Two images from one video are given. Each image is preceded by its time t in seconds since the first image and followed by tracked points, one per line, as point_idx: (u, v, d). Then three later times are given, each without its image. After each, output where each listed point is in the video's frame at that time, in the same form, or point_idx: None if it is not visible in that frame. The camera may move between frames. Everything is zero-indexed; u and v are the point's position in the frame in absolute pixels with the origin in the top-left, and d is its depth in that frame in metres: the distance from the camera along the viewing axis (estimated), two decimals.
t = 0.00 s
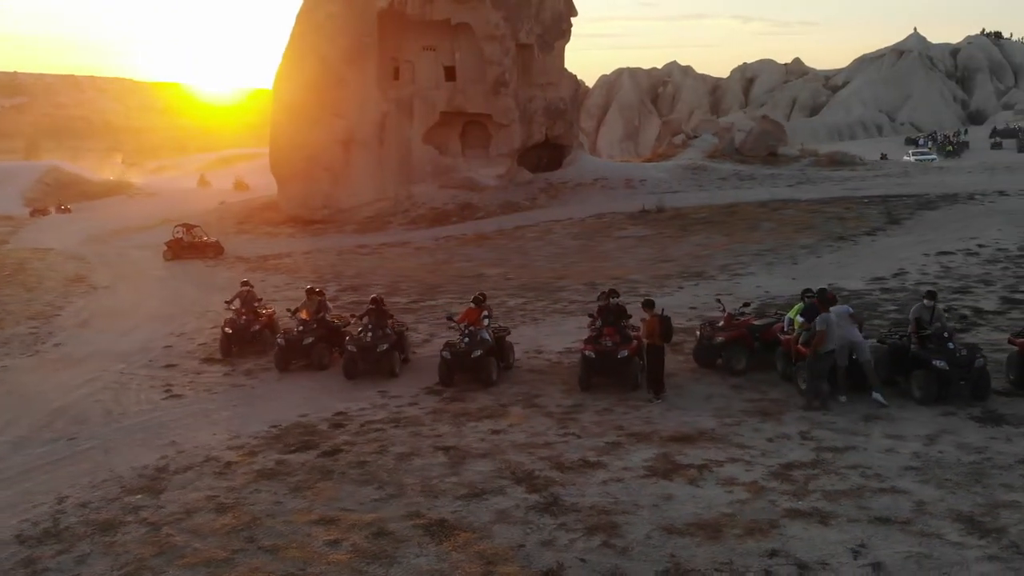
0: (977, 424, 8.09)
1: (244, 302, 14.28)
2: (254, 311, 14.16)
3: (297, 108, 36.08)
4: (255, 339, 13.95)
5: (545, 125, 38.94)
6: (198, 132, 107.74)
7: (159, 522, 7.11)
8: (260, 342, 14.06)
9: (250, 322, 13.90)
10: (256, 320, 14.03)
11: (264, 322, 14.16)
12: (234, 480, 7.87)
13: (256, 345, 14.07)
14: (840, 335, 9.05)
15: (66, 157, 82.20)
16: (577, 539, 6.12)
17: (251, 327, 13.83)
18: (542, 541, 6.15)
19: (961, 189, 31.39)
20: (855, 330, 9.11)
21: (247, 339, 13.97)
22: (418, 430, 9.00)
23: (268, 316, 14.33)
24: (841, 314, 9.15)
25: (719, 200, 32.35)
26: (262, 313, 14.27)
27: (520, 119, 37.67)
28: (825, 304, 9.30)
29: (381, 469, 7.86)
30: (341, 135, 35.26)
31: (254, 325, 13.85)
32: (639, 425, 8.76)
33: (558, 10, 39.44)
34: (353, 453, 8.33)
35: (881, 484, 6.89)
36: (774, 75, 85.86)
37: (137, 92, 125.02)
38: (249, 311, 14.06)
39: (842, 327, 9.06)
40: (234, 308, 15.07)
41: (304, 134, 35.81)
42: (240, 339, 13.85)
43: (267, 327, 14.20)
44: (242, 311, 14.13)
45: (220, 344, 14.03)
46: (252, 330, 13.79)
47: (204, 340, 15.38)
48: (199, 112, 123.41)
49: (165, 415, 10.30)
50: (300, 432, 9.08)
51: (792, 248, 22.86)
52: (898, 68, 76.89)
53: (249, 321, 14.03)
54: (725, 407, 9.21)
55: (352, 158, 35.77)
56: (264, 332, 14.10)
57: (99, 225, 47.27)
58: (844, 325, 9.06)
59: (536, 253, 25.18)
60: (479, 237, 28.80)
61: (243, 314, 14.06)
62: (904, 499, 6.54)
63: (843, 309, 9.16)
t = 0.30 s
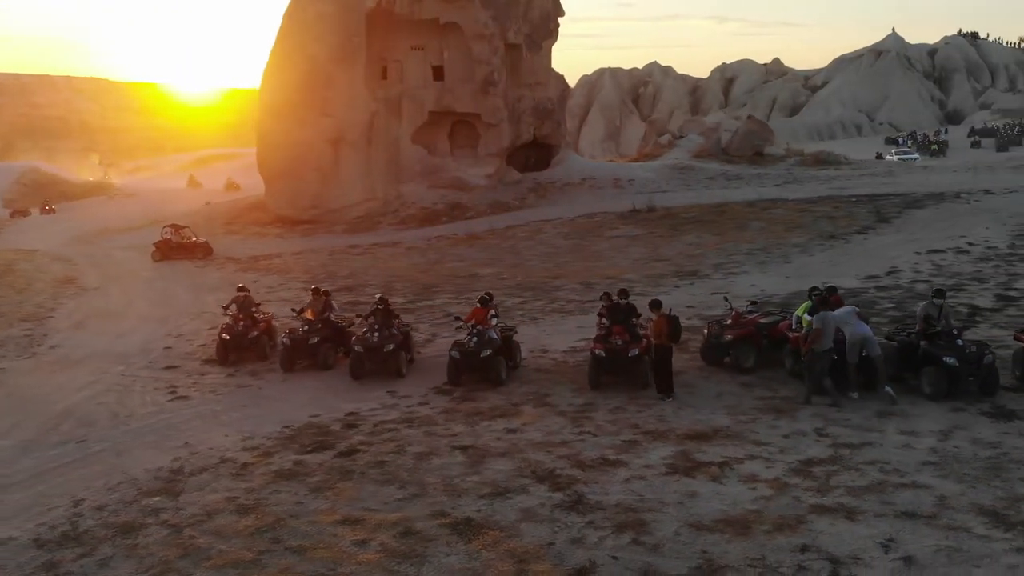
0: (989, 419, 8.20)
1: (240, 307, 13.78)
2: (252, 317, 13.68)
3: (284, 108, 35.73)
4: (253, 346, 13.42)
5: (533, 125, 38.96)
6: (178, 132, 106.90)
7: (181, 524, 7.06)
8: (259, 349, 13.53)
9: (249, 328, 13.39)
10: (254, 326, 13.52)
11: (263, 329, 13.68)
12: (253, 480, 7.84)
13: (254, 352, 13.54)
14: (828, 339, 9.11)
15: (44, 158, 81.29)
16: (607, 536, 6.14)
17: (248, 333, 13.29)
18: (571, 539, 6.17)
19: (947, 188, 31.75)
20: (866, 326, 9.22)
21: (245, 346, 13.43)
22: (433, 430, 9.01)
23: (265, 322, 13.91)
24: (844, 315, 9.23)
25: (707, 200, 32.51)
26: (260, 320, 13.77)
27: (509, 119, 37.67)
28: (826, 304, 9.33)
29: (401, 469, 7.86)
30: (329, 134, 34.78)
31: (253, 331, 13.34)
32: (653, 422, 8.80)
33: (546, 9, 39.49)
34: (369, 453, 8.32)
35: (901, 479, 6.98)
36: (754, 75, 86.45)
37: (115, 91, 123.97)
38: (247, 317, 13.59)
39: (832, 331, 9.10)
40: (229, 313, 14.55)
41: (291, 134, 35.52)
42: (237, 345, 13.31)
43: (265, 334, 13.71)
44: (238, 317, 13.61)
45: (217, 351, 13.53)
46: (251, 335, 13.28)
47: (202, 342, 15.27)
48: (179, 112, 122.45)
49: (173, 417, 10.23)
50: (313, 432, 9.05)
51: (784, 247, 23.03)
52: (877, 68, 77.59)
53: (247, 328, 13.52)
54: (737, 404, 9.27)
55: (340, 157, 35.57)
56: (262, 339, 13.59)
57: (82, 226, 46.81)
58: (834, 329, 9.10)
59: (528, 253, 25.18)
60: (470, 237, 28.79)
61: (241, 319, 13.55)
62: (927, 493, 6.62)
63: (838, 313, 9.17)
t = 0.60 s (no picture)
0: (1008, 416, 8.27)
1: (243, 312, 13.18)
2: (256, 323, 13.13)
3: (278, 108, 35.78)
4: (258, 353, 12.91)
5: (527, 125, 38.95)
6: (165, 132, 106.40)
7: (211, 525, 7.04)
8: (265, 355, 13.00)
9: (252, 333, 12.84)
10: (258, 332, 12.94)
11: (268, 334, 13.12)
12: (278, 481, 7.84)
13: (261, 359, 13.03)
14: (827, 338, 9.29)
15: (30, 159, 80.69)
16: (643, 535, 6.17)
17: (252, 339, 12.79)
18: (607, 538, 6.19)
19: (941, 187, 31.97)
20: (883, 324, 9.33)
21: (250, 353, 12.92)
22: (453, 430, 9.01)
23: (270, 327, 13.33)
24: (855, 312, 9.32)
25: (703, 199, 32.63)
26: (263, 325, 13.16)
27: (504, 119, 37.62)
28: (831, 302, 9.47)
29: (427, 469, 7.87)
30: (323, 135, 35.00)
31: (257, 337, 12.81)
32: (674, 421, 8.83)
33: (540, 10, 39.52)
34: (393, 453, 8.33)
35: (928, 476, 7.03)
36: (741, 75, 86.82)
37: (101, 92, 123.33)
38: (250, 323, 13.02)
39: (831, 331, 9.26)
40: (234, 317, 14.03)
41: (286, 133, 35.54)
42: (242, 353, 12.82)
43: (270, 339, 13.13)
44: (242, 322, 13.03)
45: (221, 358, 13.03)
46: (255, 341, 12.77)
47: (209, 342, 15.21)
48: (165, 112, 121.83)
49: (189, 419, 10.19)
50: (333, 433, 9.05)
51: (783, 247, 23.14)
52: (863, 69, 78.03)
53: (251, 334, 12.93)
54: (755, 403, 9.31)
55: (334, 158, 35.47)
56: (268, 345, 13.05)
57: (73, 226, 46.55)
58: (834, 328, 9.26)
59: (528, 253, 25.20)
60: (468, 237, 28.79)
61: (245, 325, 13.01)
62: (956, 490, 6.69)
63: (837, 312, 9.31)
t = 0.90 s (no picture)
0: None
1: (250, 316, 12.88)
2: (264, 327, 12.82)
3: (272, 107, 35.56)
4: (267, 358, 12.60)
5: (522, 125, 38.99)
6: (152, 133, 105.81)
7: (241, 526, 7.03)
8: (273, 360, 12.67)
9: (261, 338, 12.56)
10: (267, 336, 12.64)
11: (276, 339, 12.81)
12: (305, 481, 7.85)
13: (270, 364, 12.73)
14: (841, 336, 9.29)
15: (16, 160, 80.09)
16: (678, 533, 6.20)
17: (261, 344, 12.50)
18: (642, 536, 6.22)
19: (935, 187, 32.21)
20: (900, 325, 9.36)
21: (258, 359, 12.61)
22: (475, 430, 9.03)
23: (278, 331, 12.99)
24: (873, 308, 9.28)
25: (700, 199, 32.75)
26: (271, 328, 12.86)
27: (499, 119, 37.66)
28: (844, 300, 9.45)
29: (453, 468, 7.88)
30: (319, 134, 34.88)
31: (265, 341, 12.52)
32: (696, 420, 8.87)
33: (534, 10, 39.54)
34: (417, 453, 8.35)
35: (954, 472, 7.10)
36: (729, 75, 87.19)
37: (87, 93, 122.61)
38: (258, 327, 12.72)
39: (844, 329, 9.27)
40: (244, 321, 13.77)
41: (281, 133, 35.29)
42: (250, 358, 12.53)
43: (278, 343, 12.82)
44: (249, 327, 12.72)
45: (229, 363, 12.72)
46: (263, 346, 12.47)
47: (216, 343, 15.16)
48: (153, 113, 121.19)
49: (205, 420, 10.17)
50: (355, 433, 9.06)
51: (782, 246, 23.27)
52: (849, 69, 78.46)
53: (259, 338, 12.63)
54: (774, 401, 9.37)
55: (329, 158, 35.40)
56: (277, 350, 12.74)
57: (64, 227, 46.24)
58: (848, 326, 9.25)
59: (527, 253, 25.21)
60: (465, 237, 28.79)
61: (252, 330, 12.69)
62: (983, 486, 6.75)
63: (850, 309, 9.29)
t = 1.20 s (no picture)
0: None
1: (257, 319, 12.66)
2: (272, 329, 12.58)
3: (264, 107, 34.62)
4: (275, 361, 12.35)
5: (514, 125, 39.03)
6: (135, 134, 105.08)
7: (272, 527, 7.02)
8: (283, 364, 12.44)
9: (269, 341, 12.31)
10: (275, 338, 12.40)
11: (284, 341, 12.57)
12: (331, 482, 7.84)
13: (279, 368, 12.49)
14: (852, 333, 9.36)
15: None
16: (713, 530, 6.25)
17: (269, 347, 12.25)
18: (678, 534, 6.26)
19: (926, 187, 32.45)
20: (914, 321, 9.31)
21: (267, 362, 12.37)
22: (495, 429, 9.06)
23: (287, 333, 12.75)
24: (890, 305, 9.32)
25: (693, 199, 32.87)
26: (278, 330, 12.64)
27: (491, 119, 37.69)
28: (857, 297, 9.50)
29: (479, 468, 7.91)
30: (314, 134, 33.81)
31: (274, 344, 12.28)
32: (715, 418, 8.94)
33: (526, 10, 39.61)
34: (441, 453, 8.39)
35: (977, 467, 7.20)
36: (713, 76, 87.67)
37: (69, 94, 121.67)
38: (266, 330, 12.50)
39: (855, 327, 9.34)
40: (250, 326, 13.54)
41: (272, 132, 34.36)
42: (259, 361, 12.30)
43: (286, 346, 12.58)
44: (257, 329, 12.48)
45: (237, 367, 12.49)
46: (272, 349, 12.24)
47: (222, 345, 15.11)
48: (136, 113, 120.36)
49: (220, 422, 10.13)
50: (375, 434, 9.07)
51: (779, 245, 23.42)
52: (832, 69, 78.97)
53: (267, 341, 12.39)
54: (791, 399, 9.45)
55: (323, 158, 34.39)
56: (286, 353, 12.50)
57: (51, 229, 45.84)
58: (860, 323, 9.32)
59: (525, 253, 25.25)
60: (461, 237, 28.78)
61: (261, 333, 12.45)
62: (1009, 480, 6.85)
63: (861, 306, 9.35)
